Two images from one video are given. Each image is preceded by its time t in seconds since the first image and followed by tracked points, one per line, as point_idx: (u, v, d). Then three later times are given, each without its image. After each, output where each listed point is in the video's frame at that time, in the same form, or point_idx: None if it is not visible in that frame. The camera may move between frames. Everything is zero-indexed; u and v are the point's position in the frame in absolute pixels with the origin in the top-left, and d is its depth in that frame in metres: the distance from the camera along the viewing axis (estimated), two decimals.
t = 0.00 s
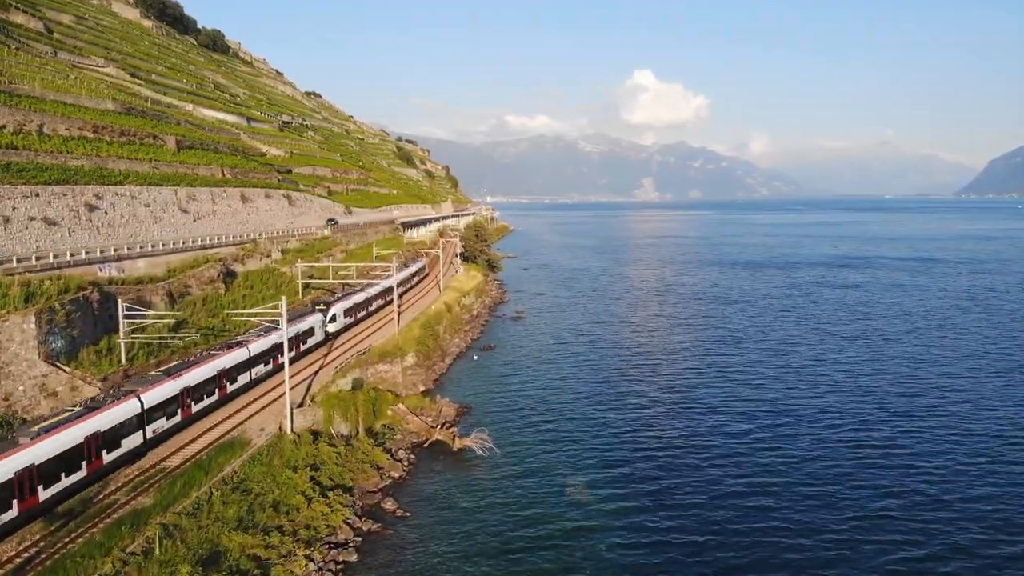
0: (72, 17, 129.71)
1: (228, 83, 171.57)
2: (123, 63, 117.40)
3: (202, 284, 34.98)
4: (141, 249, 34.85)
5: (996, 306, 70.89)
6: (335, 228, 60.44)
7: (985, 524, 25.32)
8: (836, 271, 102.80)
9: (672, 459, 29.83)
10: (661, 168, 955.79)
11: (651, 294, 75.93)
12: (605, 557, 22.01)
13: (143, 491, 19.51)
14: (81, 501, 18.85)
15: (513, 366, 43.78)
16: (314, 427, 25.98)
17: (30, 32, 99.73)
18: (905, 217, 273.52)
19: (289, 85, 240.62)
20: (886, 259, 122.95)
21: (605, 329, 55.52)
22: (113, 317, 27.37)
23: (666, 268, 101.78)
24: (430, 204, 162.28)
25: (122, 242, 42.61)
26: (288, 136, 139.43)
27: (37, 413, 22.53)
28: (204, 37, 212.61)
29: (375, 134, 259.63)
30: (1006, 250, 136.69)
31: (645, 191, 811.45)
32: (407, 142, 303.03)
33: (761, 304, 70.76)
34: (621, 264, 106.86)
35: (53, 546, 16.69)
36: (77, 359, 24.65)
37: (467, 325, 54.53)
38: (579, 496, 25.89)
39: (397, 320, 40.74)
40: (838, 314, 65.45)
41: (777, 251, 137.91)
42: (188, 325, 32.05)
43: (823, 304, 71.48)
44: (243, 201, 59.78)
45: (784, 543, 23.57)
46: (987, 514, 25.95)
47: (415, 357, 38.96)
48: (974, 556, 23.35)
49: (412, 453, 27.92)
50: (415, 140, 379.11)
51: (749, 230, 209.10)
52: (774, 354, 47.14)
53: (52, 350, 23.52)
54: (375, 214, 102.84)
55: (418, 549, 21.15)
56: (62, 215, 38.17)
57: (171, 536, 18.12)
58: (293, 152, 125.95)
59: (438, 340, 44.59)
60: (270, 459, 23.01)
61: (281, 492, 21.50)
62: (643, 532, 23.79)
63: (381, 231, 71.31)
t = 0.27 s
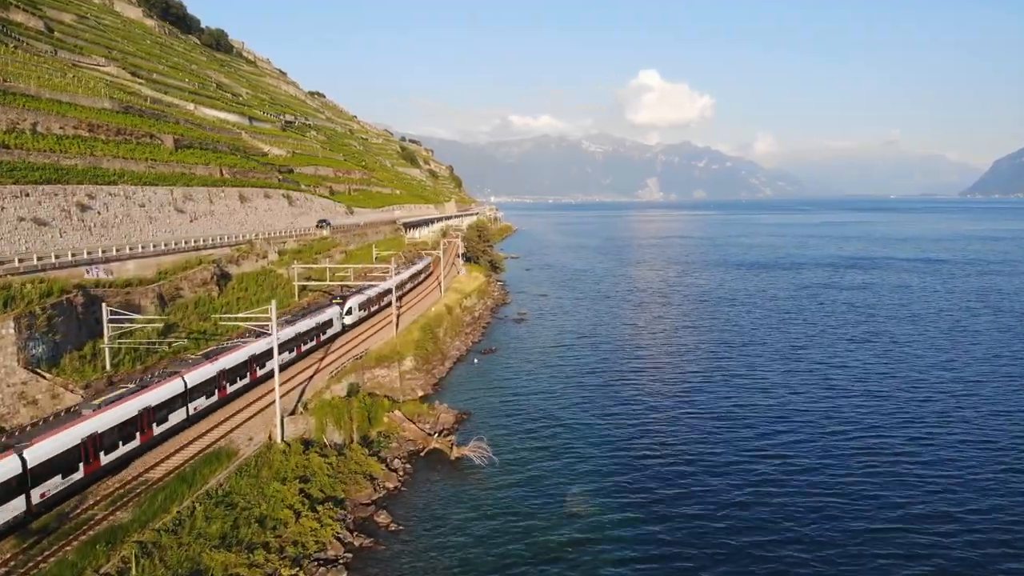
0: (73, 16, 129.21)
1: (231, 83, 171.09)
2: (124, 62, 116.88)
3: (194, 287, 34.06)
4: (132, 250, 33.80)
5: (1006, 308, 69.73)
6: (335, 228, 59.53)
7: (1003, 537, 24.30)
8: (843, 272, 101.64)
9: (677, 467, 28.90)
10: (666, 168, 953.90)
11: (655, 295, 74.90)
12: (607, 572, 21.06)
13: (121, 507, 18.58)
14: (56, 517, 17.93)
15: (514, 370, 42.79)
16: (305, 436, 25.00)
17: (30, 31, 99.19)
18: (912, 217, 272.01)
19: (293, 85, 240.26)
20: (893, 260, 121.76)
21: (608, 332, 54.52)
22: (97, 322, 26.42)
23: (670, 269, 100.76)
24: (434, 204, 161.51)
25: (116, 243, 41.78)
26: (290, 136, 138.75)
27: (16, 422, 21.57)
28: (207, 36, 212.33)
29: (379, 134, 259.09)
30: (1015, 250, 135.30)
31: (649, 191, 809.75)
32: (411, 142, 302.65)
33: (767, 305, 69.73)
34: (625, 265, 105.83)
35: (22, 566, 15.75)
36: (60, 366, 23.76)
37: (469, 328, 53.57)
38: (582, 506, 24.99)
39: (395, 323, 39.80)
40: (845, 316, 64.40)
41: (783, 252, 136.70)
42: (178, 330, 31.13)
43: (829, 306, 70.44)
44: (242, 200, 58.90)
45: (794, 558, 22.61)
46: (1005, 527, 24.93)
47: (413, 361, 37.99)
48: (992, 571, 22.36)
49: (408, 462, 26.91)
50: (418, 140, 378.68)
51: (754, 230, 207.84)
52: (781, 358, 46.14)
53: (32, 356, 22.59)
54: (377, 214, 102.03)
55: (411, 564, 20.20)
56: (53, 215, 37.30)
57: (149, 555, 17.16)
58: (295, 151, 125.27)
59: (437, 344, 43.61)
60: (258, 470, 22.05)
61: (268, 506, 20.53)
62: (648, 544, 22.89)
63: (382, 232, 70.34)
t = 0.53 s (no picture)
0: (74, 15, 128.86)
1: (233, 82, 170.56)
2: (125, 61, 116.35)
3: (186, 289, 33.13)
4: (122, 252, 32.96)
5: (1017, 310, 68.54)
6: (334, 229, 58.61)
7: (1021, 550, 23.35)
8: (850, 273, 100.32)
9: (682, 476, 27.95)
10: (671, 167, 951.71)
11: (660, 296, 73.79)
12: None
13: (99, 522, 17.67)
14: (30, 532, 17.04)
15: (515, 374, 41.78)
16: (297, 446, 24.09)
17: (30, 30, 98.65)
18: (920, 217, 270.07)
19: (296, 85, 239.80)
20: (900, 260, 120.40)
21: (612, 334, 53.48)
22: (81, 326, 25.51)
23: (675, 270, 99.65)
24: (437, 204, 160.65)
25: (109, 244, 40.94)
26: (292, 136, 138.06)
27: None
28: (210, 36, 212.03)
29: (383, 134, 258.51)
30: None
31: (654, 191, 807.97)
32: (415, 142, 302.02)
33: (773, 307, 68.60)
34: (629, 265, 104.72)
35: None
36: (40, 372, 22.83)
37: (470, 330, 52.55)
38: (584, 516, 24.11)
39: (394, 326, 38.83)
40: (854, 317, 63.25)
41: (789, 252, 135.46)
42: (168, 334, 30.21)
43: (837, 308, 69.28)
44: (240, 200, 58.03)
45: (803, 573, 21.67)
46: None
47: (412, 365, 36.99)
48: None
49: (404, 471, 25.94)
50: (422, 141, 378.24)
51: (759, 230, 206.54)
52: (788, 362, 45.09)
53: (11, 363, 21.66)
54: (379, 214, 101.17)
55: None
56: (43, 216, 36.45)
57: None
58: (298, 151, 124.61)
59: (437, 346, 42.65)
60: (246, 483, 21.12)
61: (254, 521, 19.59)
62: (654, 558, 21.96)
63: (382, 232, 69.38)
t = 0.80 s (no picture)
0: (75, 14, 128.43)
1: (236, 82, 169.96)
2: (126, 61, 115.81)
3: (177, 292, 32.22)
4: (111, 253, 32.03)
5: None
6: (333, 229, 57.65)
7: None
8: (857, 274, 99.01)
9: (688, 486, 26.95)
10: (675, 167, 949.54)
11: (665, 298, 72.71)
12: None
13: (73, 540, 16.72)
14: None
15: (517, 378, 40.74)
16: (286, 456, 23.11)
17: (31, 29, 98.12)
18: (928, 217, 267.99)
19: (299, 84, 239.42)
20: (908, 261, 119.01)
21: (616, 337, 52.42)
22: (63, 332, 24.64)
23: (680, 270, 98.51)
24: (440, 204, 159.81)
25: (101, 245, 40.07)
26: (294, 135, 137.35)
27: None
28: (213, 36, 211.72)
29: (386, 134, 257.80)
30: None
31: (658, 191, 806.06)
32: (419, 142, 301.48)
33: (780, 309, 67.42)
34: (633, 266, 103.51)
35: None
36: (20, 380, 21.94)
37: (471, 334, 51.50)
38: (586, 529, 23.15)
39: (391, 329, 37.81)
40: (863, 320, 62.04)
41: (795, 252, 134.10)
42: (156, 339, 29.32)
43: (845, 309, 68.07)
44: (238, 200, 57.14)
45: None
46: None
47: (410, 369, 35.96)
48: None
49: (399, 482, 24.97)
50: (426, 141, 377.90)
51: (764, 230, 205.23)
52: (796, 366, 43.98)
53: None
54: (381, 215, 100.27)
55: None
56: (33, 216, 35.59)
57: None
58: (300, 151, 123.86)
59: (437, 350, 41.61)
60: (231, 496, 20.16)
61: (239, 537, 18.63)
62: (659, 575, 20.99)
63: (383, 232, 68.39)
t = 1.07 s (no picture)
0: (76, 14, 127.95)
1: (237, 82, 169.39)
2: (126, 60, 115.24)
3: (166, 296, 31.31)
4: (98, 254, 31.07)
5: None
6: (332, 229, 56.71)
7: None
8: (863, 275, 97.80)
9: (693, 498, 25.93)
10: (678, 167, 947.80)
11: (669, 299, 71.63)
12: None
13: (42, 561, 15.75)
14: None
15: (517, 383, 39.69)
16: (274, 467, 22.15)
17: (30, 28, 97.58)
18: (934, 218, 266.26)
19: (302, 84, 238.95)
20: (914, 261, 117.70)
21: (619, 339, 51.38)
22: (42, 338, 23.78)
23: (683, 271, 97.48)
24: (443, 204, 158.97)
25: (92, 246, 39.21)
26: (295, 135, 136.61)
27: None
28: (216, 36, 211.33)
29: (389, 134, 257.08)
30: None
31: (661, 191, 804.49)
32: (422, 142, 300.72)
33: (786, 311, 66.30)
34: (637, 267, 102.43)
35: None
36: None
37: (471, 337, 50.41)
38: (587, 544, 22.16)
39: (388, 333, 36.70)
40: (870, 322, 60.88)
41: (800, 253, 132.90)
42: (143, 343, 28.38)
43: (852, 311, 66.94)
44: (235, 200, 56.22)
45: None
46: None
47: (407, 374, 34.88)
48: None
49: (392, 493, 23.97)
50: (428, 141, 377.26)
51: (769, 230, 203.98)
52: (803, 370, 42.89)
53: None
54: (382, 215, 99.39)
55: None
56: (21, 216, 34.71)
57: None
58: (301, 150, 123.09)
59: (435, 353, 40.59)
60: (213, 512, 19.19)
61: (220, 557, 17.66)
62: None
63: (383, 233, 67.39)
